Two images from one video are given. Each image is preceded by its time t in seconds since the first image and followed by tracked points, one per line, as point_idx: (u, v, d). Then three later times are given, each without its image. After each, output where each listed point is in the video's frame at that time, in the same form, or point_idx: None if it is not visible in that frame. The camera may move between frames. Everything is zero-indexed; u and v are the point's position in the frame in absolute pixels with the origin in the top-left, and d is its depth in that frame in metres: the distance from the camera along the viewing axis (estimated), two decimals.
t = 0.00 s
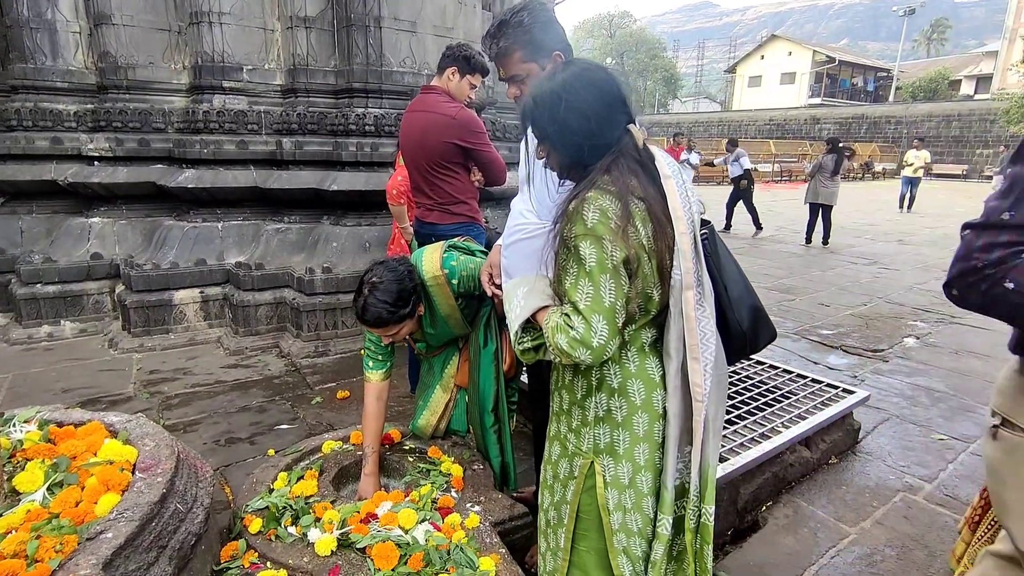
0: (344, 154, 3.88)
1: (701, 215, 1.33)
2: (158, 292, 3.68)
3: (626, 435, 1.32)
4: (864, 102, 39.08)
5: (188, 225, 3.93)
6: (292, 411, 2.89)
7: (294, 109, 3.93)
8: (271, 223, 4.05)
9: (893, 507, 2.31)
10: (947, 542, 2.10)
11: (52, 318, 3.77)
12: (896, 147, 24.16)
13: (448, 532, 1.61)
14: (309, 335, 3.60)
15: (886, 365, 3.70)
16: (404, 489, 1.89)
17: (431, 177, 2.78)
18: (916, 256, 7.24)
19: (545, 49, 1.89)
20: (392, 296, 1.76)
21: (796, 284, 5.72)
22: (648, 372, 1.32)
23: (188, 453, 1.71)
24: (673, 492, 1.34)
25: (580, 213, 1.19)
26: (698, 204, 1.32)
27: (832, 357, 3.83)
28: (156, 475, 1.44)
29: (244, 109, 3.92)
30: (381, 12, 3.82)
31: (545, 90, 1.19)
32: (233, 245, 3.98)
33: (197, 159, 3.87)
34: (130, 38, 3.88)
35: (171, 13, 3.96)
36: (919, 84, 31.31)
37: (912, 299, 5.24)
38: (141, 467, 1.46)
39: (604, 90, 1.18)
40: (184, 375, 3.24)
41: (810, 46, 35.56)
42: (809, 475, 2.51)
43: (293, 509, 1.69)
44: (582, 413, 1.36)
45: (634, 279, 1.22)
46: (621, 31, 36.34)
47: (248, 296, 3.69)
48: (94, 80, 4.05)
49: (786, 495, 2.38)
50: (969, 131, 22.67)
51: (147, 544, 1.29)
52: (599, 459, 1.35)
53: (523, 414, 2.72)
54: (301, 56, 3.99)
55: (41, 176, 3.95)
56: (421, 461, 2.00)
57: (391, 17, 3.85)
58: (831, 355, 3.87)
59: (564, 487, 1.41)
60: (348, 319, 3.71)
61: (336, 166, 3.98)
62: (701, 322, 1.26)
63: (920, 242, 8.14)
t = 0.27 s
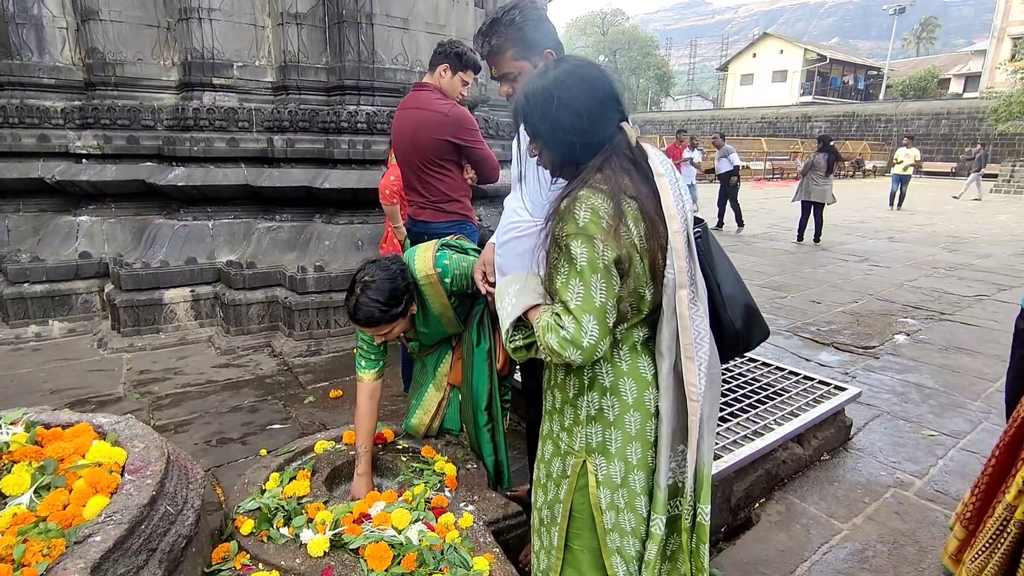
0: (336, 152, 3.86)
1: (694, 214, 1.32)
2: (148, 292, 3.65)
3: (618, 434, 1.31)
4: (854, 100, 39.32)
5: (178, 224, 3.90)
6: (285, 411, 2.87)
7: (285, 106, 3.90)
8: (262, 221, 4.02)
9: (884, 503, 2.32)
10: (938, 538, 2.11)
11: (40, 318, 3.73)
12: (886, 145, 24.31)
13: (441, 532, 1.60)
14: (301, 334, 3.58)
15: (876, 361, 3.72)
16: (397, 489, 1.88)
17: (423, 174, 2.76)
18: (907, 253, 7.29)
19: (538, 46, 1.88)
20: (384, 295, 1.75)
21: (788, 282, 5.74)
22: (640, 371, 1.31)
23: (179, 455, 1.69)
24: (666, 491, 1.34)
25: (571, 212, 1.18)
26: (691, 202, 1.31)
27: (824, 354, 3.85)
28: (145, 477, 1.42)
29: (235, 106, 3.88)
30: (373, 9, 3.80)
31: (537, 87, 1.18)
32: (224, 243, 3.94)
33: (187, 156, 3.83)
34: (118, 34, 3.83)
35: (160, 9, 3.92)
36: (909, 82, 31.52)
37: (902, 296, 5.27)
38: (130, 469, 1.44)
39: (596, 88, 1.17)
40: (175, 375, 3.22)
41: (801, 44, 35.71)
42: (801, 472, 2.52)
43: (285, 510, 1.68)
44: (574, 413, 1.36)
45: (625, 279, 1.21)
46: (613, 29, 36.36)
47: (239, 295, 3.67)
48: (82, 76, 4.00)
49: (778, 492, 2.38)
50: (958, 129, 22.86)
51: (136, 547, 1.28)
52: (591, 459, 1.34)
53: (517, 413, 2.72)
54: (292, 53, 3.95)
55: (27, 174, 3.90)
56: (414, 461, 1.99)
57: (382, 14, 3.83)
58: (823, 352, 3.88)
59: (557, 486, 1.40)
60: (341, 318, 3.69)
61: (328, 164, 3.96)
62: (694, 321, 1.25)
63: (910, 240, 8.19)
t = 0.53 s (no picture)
0: (326, 151, 3.83)
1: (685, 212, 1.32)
2: (135, 292, 3.61)
3: (608, 433, 1.31)
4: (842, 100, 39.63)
5: (165, 223, 3.85)
6: (274, 411, 2.85)
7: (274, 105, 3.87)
8: (251, 221, 3.98)
9: (873, 498, 2.33)
10: (925, 533, 2.13)
11: (24, 319, 3.68)
12: (873, 144, 24.51)
13: (433, 533, 1.59)
14: (291, 334, 3.55)
15: (865, 358, 3.75)
16: (388, 489, 1.86)
17: (413, 173, 2.74)
18: (894, 251, 7.36)
19: (528, 45, 1.87)
20: (376, 293, 1.73)
21: (778, 280, 5.77)
22: (630, 370, 1.31)
23: (166, 457, 1.66)
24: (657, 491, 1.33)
25: (560, 210, 1.18)
26: (682, 201, 1.30)
27: (813, 351, 3.87)
28: (131, 480, 1.40)
29: (223, 104, 3.84)
30: (362, 7, 3.77)
31: (528, 83, 1.17)
32: (213, 243, 3.91)
33: (174, 155, 3.78)
34: (103, 31, 3.78)
35: (146, 6, 3.88)
36: (895, 82, 31.80)
37: (890, 293, 5.31)
38: (116, 472, 1.42)
39: (587, 85, 1.16)
40: (162, 376, 3.18)
41: (790, 44, 35.91)
42: (791, 469, 2.53)
43: (275, 512, 1.66)
44: (564, 411, 1.35)
45: (614, 278, 1.21)
46: (603, 28, 36.40)
47: (228, 295, 3.63)
48: (66, 74, 3.94)
49: (769, 489, 2.39)
50: (943, 129, 23.11)
51: (121, 552, 1.26)
52: (581, 458, 1.34)
53: (508, 412, 2.71)
54: (280, 51, 3.92)
55: (11, 173, 3.84)
56: (405, 461, 1.97)
57: (372, 12, 3.81)
58: (812, 349, 3.91)
59: (548, 485, 1.40)
60: (331, 318, 3.67)
61: (318, 163, 3.93)
62: (685, 320, 1.24)
63: (897, 238, 8.27)
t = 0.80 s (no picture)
0: (310, 150, 3.80)
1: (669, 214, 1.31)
2: (114, 294, 3.54)
3: (588, 432, 1.31)
4: (824, 100, 40.11)
5: (146, 224, 3.79)
6: (259, 414, 2.81)
7: (257, 103, 3.82)
8: (234, 221, 3.94)
9: (855, 493, 2.35)
10: (906, 526, 2.15)
11: None
12: (854, 144, 24.83)
13: (420, 534, 1.57)
14: (275, 336, 3.51)
15: (847, 355, 3.79)
16: (374, 492, 1.84)
17: (398, 172, 2.73)
18: (874, 249, 7.46)
19: (513, 45, 1.85)
20: (363, 293, 1.72)
21: (761, 278, 5.82)
22: (610, 369, 1.30)
23: (147, 462, 1.63)
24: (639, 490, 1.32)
25: (540, 215, 1.18)
26: (667, 202, 1.30)
27: (796, 349, 3.91)
28: (110, 486, 1.37)
29: (204, 103, 3.79)
30: (346, 5, 3.75)
31: (522, 74, 1.17)
32: (195, 244, 3.85)
33: (155, 154, 3.72)
34: (80, 28, 3.71)
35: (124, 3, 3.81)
36: (875, 83, 32.27)
37: (871, 291, 5.38)
38: (94, 478, 1.39)
39: (573, 98, 1.16)
40: (143, 380, 3.13)
41: (773, 45, 36.27)
42: (776, 465, 2.55)
43: (259, 516, 1.63)
44: (546, 410, 1.35)
45: (593, 281, 1.21)
46: (588, 28, 36.49)
47: (211, 296, 3.58)
48: (42, 72, 3.86)
49: (754, 485, 2.41)
50: (921, 129, 23.50)
51: (100, 560, 1.23)
52: (562, 456, 1.33)
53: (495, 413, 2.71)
54: (262, 49, 3.87)
55: None
56: (392, 463, 1.95)
57: (356, 11, 3.78)
58: (795, 346, 3.94)
59: (531, 483, 1.39)
60: (315, 319, 3.63)
61: (302, 163, 3.89)
62: (669, 322, 1.24)
63: (877, 236, 8.38)
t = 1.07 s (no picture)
0: (292, 150, 3.77)
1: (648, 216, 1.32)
2: (92, 296, 3.48)
3: (565, 432, 1.31)
4: (805, 101, 40.59)
5: (124, 224, 3.73)
6: (241, 416, 2.78)
7: (238, 103, 3.78)
8: (215, 221, 3.89)
9: (834, 488, 2.38)
10: (883, 519, 2.19)
11: None
12: (835, 145, 25.15)
13: (402, 534, 1.56)
14: (257, 337, 3.47)
15: (827, 352, 3.84)
16: (357, 493, 1.83)
17: (382, 172, 2.71)
18: (854, 248, 7.56)
19: (497, 45, 1.84)
20: (346, 293, 1.70)
21: (743, 277, 5.88)
22: (588, 370, 1.31)
23: (125, 466, 1.60)
24: (615, 488, 1.34)
25: (519, 218, 1.18)
26: (646, 206, 1.30)
27: (778, 346, 3.95)
28: (86, 491, 1.35)
29: (184, 101, 3.74)
30: (329, 4, 3.72)
31: (509, 71, 1.18)
32: (175, 244, 3.81)
33: (134, 154, 3.66)
34: (56, 25, 3.65)
35: None
36: (855, 84, 32.73)
37: (850, 289, 5.45)
38: (70, 483, 1.37)
39: (556, 99, 1.17)
40: (123, 382, 3.08)
41: (755, 46, 36.62)
42: (757, 461, 2.57)
43: (240, 518, 1.62)
44: (524, 409, 1.35)
45: (571, 285, 1.21)
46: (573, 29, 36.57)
47: (191, 298, 3.54)
48: (15, 68, 3.72)
49: (735, 482, 2.43)
50: (900, 130, 23.88)
51: (76, 565, 1.21)
52: (539, 455, 1.33)
53: (479, 413, 2.70)
54: (244, 48, 3.83)
55: None
56: (375, 464, 1.94)
57: (338, 10, 3.76)
58: (776, 344, 3.98)
59: (509, 480, 1.39)
60: (298, 320, 3.60)
61: (284, 162, 3.86)
62: (647, 325, 1.24)
63: (857, 235, 8.50)
